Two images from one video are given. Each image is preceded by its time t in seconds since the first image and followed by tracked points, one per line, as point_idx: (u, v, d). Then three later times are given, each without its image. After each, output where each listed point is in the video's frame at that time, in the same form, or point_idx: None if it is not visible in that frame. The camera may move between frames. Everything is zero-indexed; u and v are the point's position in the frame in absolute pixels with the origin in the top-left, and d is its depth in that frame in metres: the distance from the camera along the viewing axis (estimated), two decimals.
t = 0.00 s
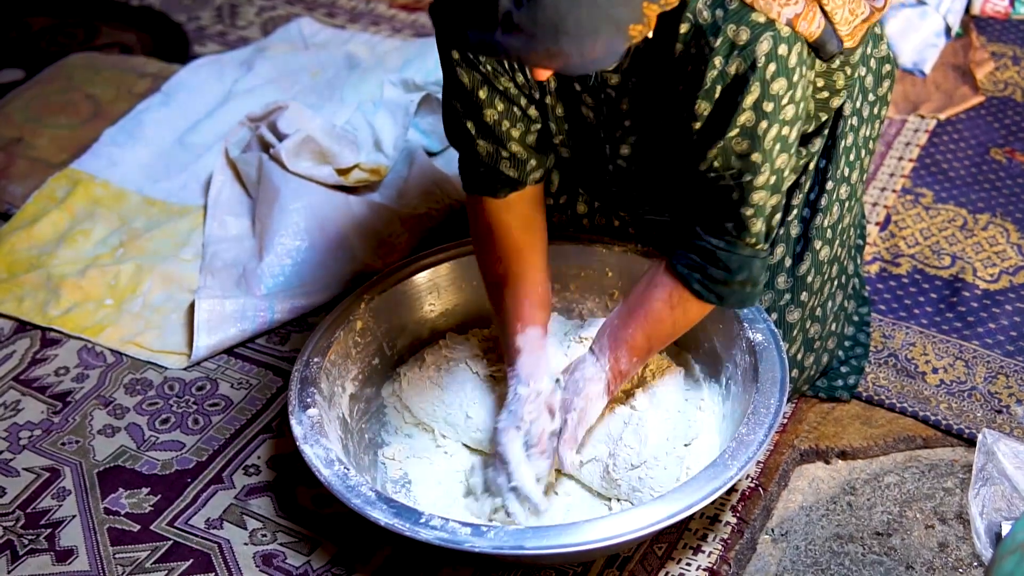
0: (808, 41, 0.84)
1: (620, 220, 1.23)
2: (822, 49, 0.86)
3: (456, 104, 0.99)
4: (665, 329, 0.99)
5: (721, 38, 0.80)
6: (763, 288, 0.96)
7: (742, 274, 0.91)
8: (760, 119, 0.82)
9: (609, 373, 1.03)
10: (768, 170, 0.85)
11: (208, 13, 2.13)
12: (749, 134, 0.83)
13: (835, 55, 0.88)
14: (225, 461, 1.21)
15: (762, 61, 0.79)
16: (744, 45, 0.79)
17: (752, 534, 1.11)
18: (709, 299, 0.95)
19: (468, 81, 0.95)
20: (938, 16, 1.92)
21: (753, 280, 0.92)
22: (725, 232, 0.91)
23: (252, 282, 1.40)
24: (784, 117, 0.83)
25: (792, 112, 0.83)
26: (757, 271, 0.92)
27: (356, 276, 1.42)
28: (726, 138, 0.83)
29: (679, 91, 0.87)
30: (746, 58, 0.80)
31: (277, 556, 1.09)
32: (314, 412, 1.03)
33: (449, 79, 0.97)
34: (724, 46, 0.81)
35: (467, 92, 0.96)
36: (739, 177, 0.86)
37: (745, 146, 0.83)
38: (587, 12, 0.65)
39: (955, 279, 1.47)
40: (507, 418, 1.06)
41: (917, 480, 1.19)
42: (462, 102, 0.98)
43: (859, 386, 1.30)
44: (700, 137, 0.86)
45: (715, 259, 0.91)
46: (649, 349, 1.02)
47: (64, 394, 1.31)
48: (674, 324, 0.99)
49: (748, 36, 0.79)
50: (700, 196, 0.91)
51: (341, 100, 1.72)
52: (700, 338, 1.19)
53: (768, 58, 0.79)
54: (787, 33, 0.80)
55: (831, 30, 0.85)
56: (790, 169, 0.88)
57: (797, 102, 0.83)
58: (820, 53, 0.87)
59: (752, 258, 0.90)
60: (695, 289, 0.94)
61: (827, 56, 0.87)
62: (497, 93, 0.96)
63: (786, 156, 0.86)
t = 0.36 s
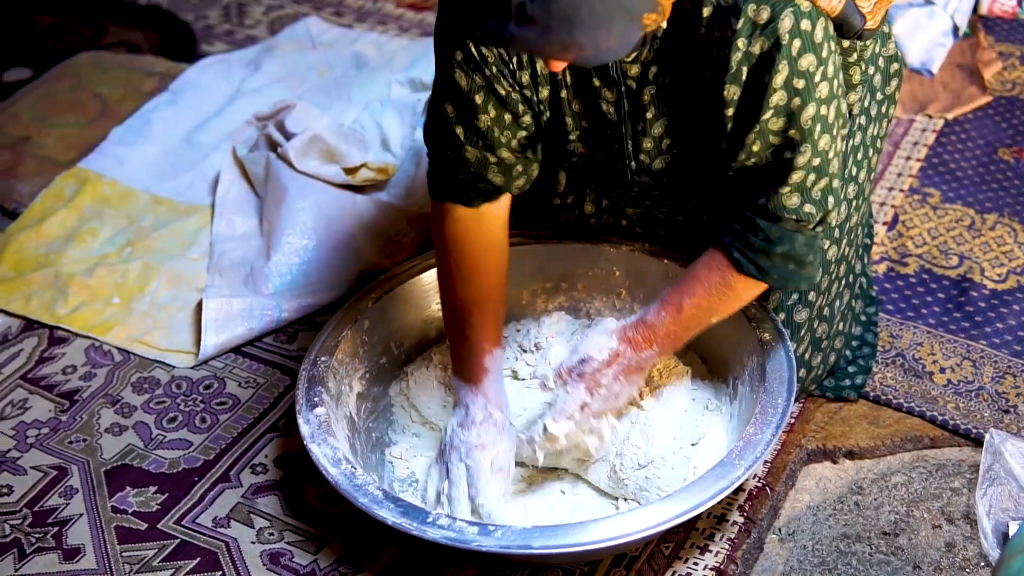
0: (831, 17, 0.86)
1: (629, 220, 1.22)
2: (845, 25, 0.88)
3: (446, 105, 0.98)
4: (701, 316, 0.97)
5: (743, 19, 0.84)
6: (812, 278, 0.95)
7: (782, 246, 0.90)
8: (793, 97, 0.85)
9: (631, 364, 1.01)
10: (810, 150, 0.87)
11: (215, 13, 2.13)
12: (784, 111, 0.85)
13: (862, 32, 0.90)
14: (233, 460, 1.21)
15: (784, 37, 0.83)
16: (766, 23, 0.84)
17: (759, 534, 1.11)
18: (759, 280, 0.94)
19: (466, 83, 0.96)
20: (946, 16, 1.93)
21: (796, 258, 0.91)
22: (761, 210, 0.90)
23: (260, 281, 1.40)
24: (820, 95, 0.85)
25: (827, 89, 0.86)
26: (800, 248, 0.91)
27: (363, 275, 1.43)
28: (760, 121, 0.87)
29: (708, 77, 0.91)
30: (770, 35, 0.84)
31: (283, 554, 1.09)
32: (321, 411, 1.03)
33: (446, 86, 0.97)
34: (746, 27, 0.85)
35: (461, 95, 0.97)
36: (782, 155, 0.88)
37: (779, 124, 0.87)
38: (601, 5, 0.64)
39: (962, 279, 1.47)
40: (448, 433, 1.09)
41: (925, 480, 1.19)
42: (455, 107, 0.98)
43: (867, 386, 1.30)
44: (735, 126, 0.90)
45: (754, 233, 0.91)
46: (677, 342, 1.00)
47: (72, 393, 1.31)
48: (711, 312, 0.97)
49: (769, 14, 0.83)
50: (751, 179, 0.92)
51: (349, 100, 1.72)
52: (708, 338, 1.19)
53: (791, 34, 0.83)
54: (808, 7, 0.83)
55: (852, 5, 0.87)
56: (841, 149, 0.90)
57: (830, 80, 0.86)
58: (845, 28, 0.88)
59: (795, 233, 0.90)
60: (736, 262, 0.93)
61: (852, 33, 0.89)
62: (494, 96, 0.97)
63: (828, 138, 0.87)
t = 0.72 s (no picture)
0: (814, 49, 0.81)
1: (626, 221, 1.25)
2: (829, 55, 0.83)
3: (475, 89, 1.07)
4: (727, 377, 0.98)
5: (720, 46, 0.81)
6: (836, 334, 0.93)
7: (783, 294, 0.87)
8: (775, 128, 0.81)
9: (666, 433, 1.03)
10: (797, 187, 0.82)
11: (212, 12, 2.13)
12: (773, 144, 0.81)
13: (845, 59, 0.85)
14: (229, 460, 1.21)
15: (764, 68, 0.79)
16: (744, 53, 0.79)
17: (756, 533, 1.11)
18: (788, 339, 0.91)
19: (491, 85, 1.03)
20: (943, 16, 1.93)
21: (802, 304, 0.87)
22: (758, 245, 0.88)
23: (256, 281, 1.39)
24: (806, 130, 0.81)
25: (814, 124, 0.81)
26: (802, 294, 0.87)
27: (361, 275, 1.42)
28: (744, 152, 0.84)
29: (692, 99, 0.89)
30: (746, 64, 0.80)
31: (281, 554, 1.09)
32: (318, 411, 1.03)
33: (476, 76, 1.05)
34: (723, 53, 0.81)
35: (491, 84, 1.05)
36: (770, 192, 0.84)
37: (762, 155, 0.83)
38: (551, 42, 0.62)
39: (959, 278, 1.47)
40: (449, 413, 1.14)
41: (922, 479, 1.19)
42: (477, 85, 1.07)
43: (863, 386, 1.30)
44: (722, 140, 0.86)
45: (755, 278, 0.89)
46: (709, 416, 1.01)
47: (68, 393, 1.31)
48: (740, 373, 0.98)
49: (747, 41, 0.79)
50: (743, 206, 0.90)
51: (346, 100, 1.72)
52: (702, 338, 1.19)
53: (771, 63, 0.78)
54: (788, 36, 0.79)
55: (835, 35, 0.82)
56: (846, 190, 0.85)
57: (817, 116, 0.81)
58: (829, 60, 0.84)
59: (794, 277, 0.87)
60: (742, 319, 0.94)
61: (835, 63, 0.84)
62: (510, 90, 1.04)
63: (818, 177, 0.82)
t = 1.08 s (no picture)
0: (795, 25, 0.82)
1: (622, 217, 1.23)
2: (813, 31, 0.83)
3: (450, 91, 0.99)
4: (702, 326, 0.99)
5: (700, 25, 0.82)
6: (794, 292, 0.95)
7: (748, 262, 0.90)
8: (752, 104, 0.81)
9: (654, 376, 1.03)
10: (766, 157, 0.83)
11: (209, 11, 2.13)
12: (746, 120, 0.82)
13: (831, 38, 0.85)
14: (226, 459, 1.21)
15: (739, 44, 0.79)
16: (723, 30, 0.80)
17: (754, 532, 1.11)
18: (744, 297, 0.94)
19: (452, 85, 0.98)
20: (940, 14, 1.95)
21: (765, 271, 0.90)
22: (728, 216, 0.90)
23: (255, 279, 1.39)
24: (779, 104, 0.81)
25: (789, 98, 0.81)
26: (766, 262, 0.90)
27: (357, 274, 1.43)
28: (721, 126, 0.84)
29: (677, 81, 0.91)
30: (727, 42, 0.80)
31: (278, 553, 1.09)
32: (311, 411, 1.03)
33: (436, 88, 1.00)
34: (704, 32, 0.82)
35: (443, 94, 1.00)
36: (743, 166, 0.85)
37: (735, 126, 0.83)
38: (500, 19, 0.66)
39: (957, 276, 1.47)
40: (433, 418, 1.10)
41: (919, 478, 1.19)
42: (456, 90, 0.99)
43: (861, 384, 1.30)
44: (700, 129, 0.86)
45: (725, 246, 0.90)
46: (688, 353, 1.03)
47: (66, 392, 1.31)
48: (710, 319, 0.98)
49: (726, 19, 0.80)
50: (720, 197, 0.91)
51: (342, 98, 1.72)
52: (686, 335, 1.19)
53: (749, 42, 0.79)
54: (766, 14, 0.79)
55: (817, 10, 0.82)
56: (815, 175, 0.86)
57: (791, 89, 0.81)
58: (813, 37, 0.84)
59: (759, 246, 0.89)
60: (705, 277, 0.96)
61: (820, 40, 0.84)
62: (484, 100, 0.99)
63: (789, 147, 0.83)
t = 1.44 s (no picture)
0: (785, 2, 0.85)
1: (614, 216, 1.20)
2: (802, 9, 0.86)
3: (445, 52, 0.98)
4: (684, 304, 1.01)
5: None
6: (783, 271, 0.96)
7: (739, 238, 0.90)
8: (743, 79, 0.82)
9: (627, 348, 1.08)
10: (757, 132, 0.84)
11: (206, 12, 2.13)
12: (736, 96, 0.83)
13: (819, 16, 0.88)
14: (223, 461, 1.21)
15: (728, 19, 0.80)
16: (712, 4, 0.81)
17: (751, 532, 1.11)
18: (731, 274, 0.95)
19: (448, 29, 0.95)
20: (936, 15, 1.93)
21: (757, 248, 0.91)
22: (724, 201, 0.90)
23: (251, 281, 1.40)
24: (769, 77, 0.82)
25: (779, 70, 0.82)
26: (758, 239, 0.90)
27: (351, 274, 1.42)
28: (713, 104, 0.84)
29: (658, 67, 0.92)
30: (716, 16, 0.81)
31: (274, 554, 1.09)
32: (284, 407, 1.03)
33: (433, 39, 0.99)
34: (693, 6, 0.82)
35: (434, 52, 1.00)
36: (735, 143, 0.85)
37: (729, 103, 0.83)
38: None
39: (953, 276, 1.47)
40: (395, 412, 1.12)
41: (916, 478, 1.19)
42: (449, 50, 0.98)
43: (857, 384, 1.30)
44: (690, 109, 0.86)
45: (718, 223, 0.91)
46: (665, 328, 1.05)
47: (62, 393, 1.31)
48: (692, 299, 1.00)
49: None
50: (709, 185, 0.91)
51: (339, 99, 1.72)
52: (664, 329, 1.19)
53: (737, 15, 0.80)
54: None
55: None
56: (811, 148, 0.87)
57: (783, 63, 0.82)
58: (801, 14, 0.86)
59: (751, 223, 0.89)
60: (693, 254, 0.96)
61: (810, 18, 0.87)
62: (479, 73, 0.99)
63: (779, 121, 0.84)
